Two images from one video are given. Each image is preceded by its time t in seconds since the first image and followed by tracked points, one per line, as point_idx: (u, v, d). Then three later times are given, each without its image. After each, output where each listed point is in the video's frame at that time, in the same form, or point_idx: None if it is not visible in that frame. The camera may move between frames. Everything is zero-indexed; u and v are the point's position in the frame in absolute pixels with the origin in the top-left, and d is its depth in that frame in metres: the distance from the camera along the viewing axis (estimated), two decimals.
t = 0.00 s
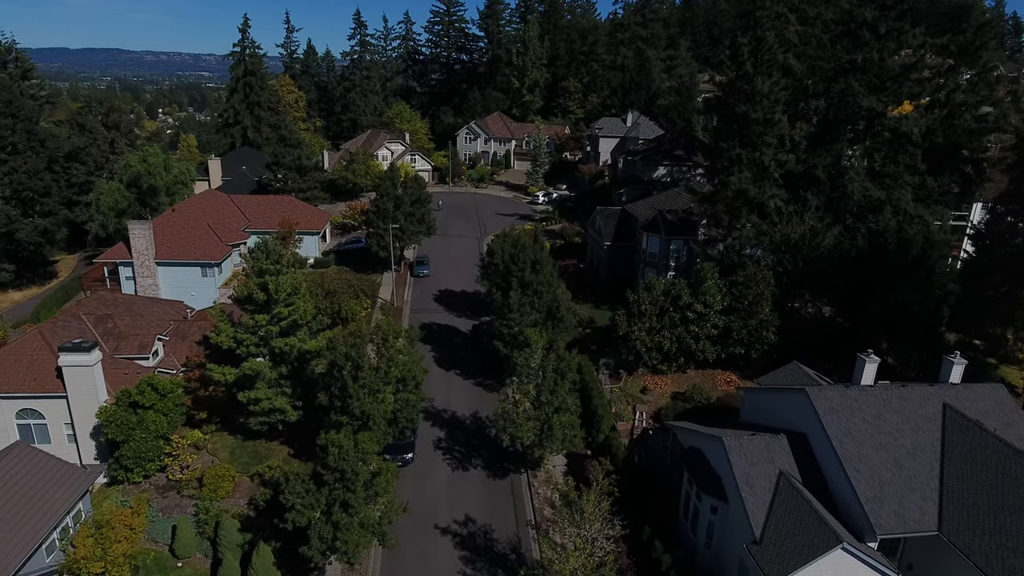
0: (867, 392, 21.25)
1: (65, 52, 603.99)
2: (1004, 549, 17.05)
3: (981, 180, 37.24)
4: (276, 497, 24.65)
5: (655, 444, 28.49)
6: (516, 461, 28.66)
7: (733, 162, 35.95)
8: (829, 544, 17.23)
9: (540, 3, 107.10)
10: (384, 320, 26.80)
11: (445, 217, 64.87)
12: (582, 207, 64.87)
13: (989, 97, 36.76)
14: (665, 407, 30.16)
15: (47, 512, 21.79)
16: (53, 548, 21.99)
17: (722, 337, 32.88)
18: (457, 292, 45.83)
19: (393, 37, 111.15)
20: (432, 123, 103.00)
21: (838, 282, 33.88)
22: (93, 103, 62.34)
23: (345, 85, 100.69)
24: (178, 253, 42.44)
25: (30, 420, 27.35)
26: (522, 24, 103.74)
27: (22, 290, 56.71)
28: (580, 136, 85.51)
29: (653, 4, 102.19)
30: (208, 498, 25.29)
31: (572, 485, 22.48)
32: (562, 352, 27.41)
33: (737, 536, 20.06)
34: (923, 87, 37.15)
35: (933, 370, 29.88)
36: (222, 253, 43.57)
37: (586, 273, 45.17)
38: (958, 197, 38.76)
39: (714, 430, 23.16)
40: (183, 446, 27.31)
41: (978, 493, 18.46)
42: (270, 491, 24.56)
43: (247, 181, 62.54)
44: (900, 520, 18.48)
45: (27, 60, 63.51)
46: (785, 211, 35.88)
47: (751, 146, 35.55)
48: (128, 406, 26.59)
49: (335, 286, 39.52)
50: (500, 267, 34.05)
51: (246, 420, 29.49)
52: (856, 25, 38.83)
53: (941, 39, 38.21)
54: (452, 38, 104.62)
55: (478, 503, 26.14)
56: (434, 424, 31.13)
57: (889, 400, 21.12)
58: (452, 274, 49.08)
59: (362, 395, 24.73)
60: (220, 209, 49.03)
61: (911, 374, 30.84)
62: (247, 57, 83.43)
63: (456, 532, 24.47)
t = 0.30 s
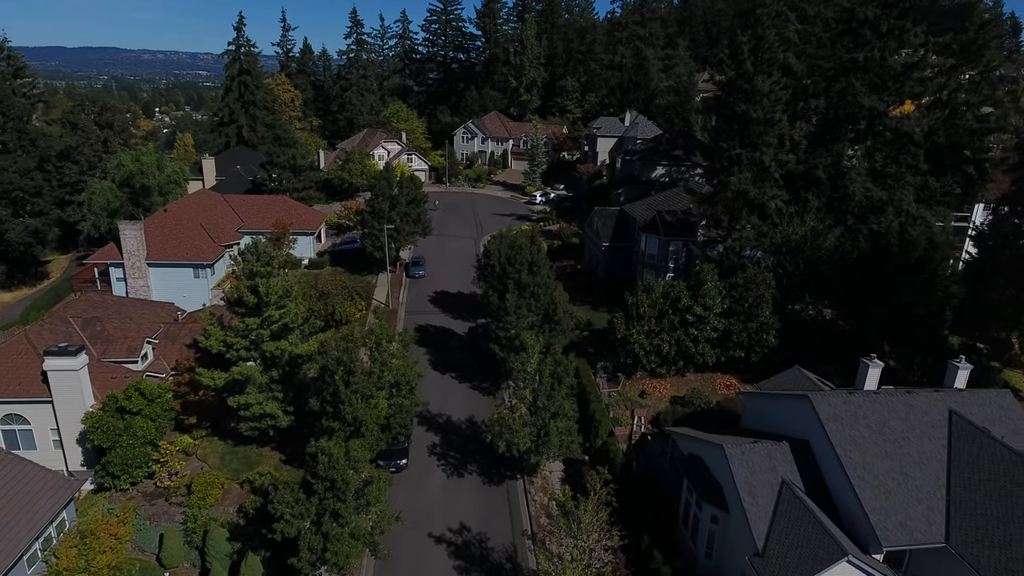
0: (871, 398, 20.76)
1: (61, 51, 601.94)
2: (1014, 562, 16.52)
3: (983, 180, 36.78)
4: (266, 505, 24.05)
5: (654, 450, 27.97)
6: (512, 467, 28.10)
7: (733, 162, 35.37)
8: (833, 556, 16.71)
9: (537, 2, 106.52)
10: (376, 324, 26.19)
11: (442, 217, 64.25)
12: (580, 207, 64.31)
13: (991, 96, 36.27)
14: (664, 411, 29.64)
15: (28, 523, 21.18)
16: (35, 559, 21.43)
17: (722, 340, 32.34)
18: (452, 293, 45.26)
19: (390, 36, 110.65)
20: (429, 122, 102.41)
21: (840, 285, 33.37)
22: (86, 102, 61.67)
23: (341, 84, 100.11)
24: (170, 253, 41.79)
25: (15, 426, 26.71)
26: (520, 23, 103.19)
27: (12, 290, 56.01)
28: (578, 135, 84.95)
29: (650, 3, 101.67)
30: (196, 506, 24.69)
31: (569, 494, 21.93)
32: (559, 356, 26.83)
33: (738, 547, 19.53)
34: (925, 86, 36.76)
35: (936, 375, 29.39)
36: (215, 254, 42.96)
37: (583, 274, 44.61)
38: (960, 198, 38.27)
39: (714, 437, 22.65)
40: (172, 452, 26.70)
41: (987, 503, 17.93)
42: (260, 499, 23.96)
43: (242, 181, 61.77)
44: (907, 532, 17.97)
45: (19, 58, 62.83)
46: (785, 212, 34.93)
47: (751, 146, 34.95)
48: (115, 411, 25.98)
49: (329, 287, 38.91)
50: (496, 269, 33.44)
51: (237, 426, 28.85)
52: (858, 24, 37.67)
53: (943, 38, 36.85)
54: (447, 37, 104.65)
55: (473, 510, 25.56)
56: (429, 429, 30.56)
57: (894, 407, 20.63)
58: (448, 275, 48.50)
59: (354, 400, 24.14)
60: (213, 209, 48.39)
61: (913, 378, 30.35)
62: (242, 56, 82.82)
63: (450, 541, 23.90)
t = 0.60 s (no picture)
0: (877, 407, 20.17)
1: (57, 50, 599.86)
2: None
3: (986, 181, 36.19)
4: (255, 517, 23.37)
5: (653, 458, 27.35)
6: (508, 475, 27.45)
7: (734, 163, 34.64)
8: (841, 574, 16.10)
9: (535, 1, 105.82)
10: (368, 329, 25.43)
11: (438, 218, 63.55)
12: (578, 208, 63.68)
13: (995, 97, 35.65)
14: (664, 418, 29.02)
15: (6, 539, 20.43)
16: None
17: (722, 345, 31.67)
18: (448, 296, 44.59)
19: (387, 35, 109.97)
20: (425, 121, 101.68)
21: (842, 288, 32.77)
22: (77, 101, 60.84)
23: (337, 83, 99.33)
24: (160, 256, 41.05)
25: None
26: (517, 22, 102.44)
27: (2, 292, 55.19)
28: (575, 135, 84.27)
29: (649, 2, 101.00)
30: (181, 517, 23.97)
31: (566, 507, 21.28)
32: (556, 363, 26.12)
33: (741, 562, 18.91)
34: (929, 86, 36.19)
35: (941, 381, 28.73)
36: (206, 256, 42.21)
37: (581, 276, 44.01)
38: (962, 200, 37.62)
39: (716, 447, 22.04)
40: (158, 461, 26.03)
41: (999, 518, 17.24)
42: (248, 511, 23.28)
43: (235, 181, 60.98)
44: (916, 548, 17.32)
45: (8, 56, 61.95)
46: (787, 214, 34.28)
47: (752, 147, 34.21)
48: (99, 419, 25.34)
49: (321, 290, 38.23)
50: (492, 272, 32.72)
51: (226, 433, 28.12)
52: (860, 22, 36.79)
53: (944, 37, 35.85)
54: (444, 36, 103.69)
55: (468, 521, 24.90)
56: (423, 435, 29.90)
57: (901, 416, 20.02)
58: (444, 277, 47.82)
59: (345, 408, 23.47)
60: (204, 210, 47.65)
61: (918, 384, 29.72)
62: (236, 55, 82.06)
63: (444, 553, 23.23)
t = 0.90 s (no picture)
0: (887, 421, 19.49)
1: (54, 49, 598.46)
2: None
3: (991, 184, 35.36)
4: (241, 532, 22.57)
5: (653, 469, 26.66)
6: (505, 486, 26.68)
7: (736, 165, 33.77)
8: None
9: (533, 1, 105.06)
10: (358, 337, 24.56)
11: (435, 219, 62.69)
12: (576, 209, 62.94)
13: (999, 98, 34.78)
14: (664, 427, 28.28)
15: None
16: None
17: (723, 351, 30.90)
18: (443, 299, 43.79)
19: (384, 34, 109.14)
20: (422, 121, 100.86)
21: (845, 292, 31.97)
22: (68, 100, 59.95)
23: (333, 83, 98.47)
24: (150, 259, 40.22)
25: None
26: (515, 21, 101.63)
27: None
28: (573, 135, 83.46)
29: (648, 2, 100.30)
30: (167, 531, 23.13)
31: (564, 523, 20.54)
32: (553, 372, 25.31)
33: None
34: (935, 87, 35.16)
35: (949, 389, 27.93)
36: (197, 259, 41.42)
37: (579, 280, 43.30)
38: (966, 203, 36.57)
39: (719, 460, 21.36)
40: (142, 472, 25.21)
41: (1017, 536, 16.25)
42: (234, 525, 22.48)
43: (228, 181, 60.15)
44: (929, 569, 16.43)
45: None
46: (790, 217, 33.48)
47: (754, 149, 33.37)
48: (81, 430, 24.51)
49: (313, 294, 37.61)
50: (488, 277, 31.92)
51: (214, 442, 27.27)
52: (863, 21, 36.06)
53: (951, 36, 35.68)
54: (442, 36, 102.36)
55: (462, 534, 24.12)
56: (417, 444, 29.11)
57: (912, 430, 19.33)
58: (440, 280, 47.03)
59: (335, 419, 22.70)
60: (196, 211, 46.82)
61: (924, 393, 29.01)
62: (231, 54, 81.23)
63: (437, 568, 22.43)
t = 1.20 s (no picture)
0: (899, 436, 18.67)
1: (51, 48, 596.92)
2: None
3: (999, 186, 34.41)
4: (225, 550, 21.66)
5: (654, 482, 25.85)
6: (501, 499, 25.80)
7: (739, 167, 32.81)
8: None
9: None
10: (348, 346, 23.60)
11: (432, 221, 61.82)
12: (575, 210, 62.10)
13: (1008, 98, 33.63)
14: (665, 437, 27.44)
15: None
16: None
17: (726, 358, 30.05)
18: (439, 303, 42.91)
19: (380, 34, 108.22)
20: (419, 121, 99.95)
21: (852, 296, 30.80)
22: (58, 99, 58.94)
23: (329, 82, 97.54)
24: (138, 262, 39.26)
25: None
26: (513, 20, 100.75)
27: None
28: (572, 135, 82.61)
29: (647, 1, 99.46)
30: (148, 548, 22.25)
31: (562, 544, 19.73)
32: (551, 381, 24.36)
33: None
34: (942, 87, 34.26)
35: (959, 398, 27.05)
36: (187, 262, 40.49)
37: (577, 283, 42.49)
38: (973, 205, 35.50)
39: (725, 475, 20.52)
40: (125, 486, 24.26)
41: None
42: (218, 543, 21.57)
43: (221, 182, 59.19)
44: None
45: None
46: (794, 220, 32.58)
47: (757, 150, 32.41)
48: (60, 442, 23.59)
49: (305, 298, 37.03)
50: (484, 282, 31.00)
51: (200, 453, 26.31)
52: (869, 19, 35.06)
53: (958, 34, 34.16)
54: (440, 35, 102.09)
55: (457, 550, 23.22)
56: (411, 455, 28.22)
57: (925, 445, 18.52)
58: (436, 283, 46.15)
59: (324, 432, 21.79)
60: (186, 213, 45.87)
61: (932, 402, 28.22)
62: (225, 53, 80.28)
63: None
